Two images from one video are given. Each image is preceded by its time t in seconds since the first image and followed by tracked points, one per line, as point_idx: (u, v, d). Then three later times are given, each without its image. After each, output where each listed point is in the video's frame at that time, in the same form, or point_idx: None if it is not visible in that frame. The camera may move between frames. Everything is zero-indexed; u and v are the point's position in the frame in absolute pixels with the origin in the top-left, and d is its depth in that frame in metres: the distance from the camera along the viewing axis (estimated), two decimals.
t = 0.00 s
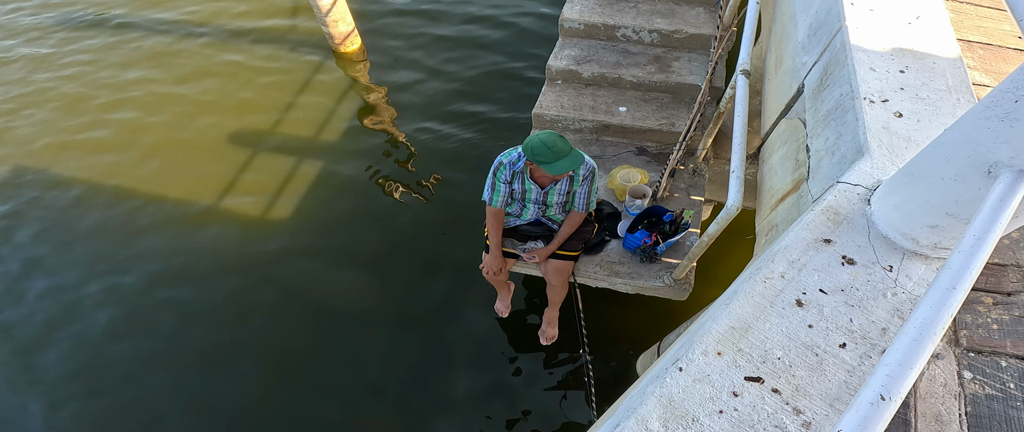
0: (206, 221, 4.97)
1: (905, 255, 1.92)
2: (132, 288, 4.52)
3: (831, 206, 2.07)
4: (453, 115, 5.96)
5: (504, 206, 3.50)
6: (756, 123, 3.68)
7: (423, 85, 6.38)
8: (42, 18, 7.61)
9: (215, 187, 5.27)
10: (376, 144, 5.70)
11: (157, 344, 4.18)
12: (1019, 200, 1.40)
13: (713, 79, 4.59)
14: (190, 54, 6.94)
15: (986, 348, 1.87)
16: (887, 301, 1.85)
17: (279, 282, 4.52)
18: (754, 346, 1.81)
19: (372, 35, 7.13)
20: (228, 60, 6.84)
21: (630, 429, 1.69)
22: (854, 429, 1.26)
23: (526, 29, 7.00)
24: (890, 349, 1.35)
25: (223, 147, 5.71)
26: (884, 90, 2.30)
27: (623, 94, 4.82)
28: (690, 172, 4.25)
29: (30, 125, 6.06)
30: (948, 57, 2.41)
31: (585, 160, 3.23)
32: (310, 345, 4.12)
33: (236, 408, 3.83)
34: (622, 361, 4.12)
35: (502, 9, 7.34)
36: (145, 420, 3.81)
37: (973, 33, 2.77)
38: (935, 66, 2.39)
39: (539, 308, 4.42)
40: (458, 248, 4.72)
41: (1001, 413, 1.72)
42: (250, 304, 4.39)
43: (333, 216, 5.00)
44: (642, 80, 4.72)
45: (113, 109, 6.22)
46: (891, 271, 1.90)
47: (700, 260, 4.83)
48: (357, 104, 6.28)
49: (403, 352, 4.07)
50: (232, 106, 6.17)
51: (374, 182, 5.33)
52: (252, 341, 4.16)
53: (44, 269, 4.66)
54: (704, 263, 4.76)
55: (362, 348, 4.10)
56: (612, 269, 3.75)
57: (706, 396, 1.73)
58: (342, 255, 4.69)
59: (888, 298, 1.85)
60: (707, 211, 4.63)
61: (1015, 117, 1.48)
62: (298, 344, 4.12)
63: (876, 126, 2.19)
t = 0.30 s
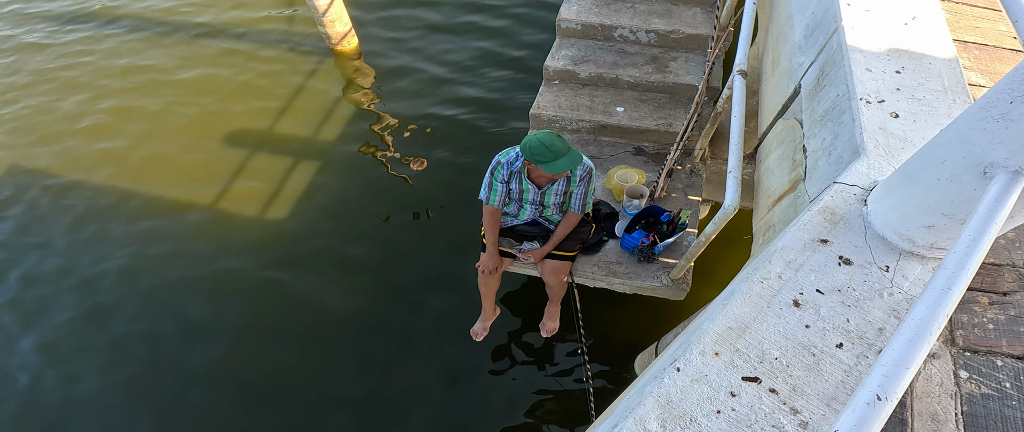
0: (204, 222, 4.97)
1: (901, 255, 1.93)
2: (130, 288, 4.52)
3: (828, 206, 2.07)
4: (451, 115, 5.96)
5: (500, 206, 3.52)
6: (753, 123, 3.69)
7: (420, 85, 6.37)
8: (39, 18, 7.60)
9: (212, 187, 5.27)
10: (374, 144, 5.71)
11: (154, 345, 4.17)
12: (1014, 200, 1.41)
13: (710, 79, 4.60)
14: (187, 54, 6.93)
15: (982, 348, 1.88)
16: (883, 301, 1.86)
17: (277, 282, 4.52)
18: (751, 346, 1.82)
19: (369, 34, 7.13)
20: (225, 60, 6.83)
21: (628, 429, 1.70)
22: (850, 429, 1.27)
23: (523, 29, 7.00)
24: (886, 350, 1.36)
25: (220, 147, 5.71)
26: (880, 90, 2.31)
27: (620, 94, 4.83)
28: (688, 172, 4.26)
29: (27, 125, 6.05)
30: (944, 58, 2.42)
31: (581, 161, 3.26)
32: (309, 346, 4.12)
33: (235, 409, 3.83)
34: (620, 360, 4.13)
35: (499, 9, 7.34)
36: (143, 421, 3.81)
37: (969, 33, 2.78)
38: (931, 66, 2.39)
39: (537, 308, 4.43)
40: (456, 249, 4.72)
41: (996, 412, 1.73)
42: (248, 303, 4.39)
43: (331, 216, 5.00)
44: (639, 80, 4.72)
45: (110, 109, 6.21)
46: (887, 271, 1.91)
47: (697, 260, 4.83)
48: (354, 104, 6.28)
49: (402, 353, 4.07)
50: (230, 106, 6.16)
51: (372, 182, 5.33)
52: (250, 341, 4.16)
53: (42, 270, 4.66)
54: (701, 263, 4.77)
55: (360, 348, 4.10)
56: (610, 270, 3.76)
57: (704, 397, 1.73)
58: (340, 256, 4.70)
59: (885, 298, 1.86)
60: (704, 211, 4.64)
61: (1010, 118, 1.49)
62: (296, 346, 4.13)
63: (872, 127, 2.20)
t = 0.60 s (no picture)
0: (205, 222, 4.97)
1: (901, 255, 1.93)
2: (129, 287, 4.51)
3: (828, 206, 2.07)
4: (451, 114, 5.96)
5: (501, 206, 3.52)
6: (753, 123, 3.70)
7: (420, 85, 6.38)
8: (39, 18, 7.60)
9: (212, 187, 5.27)
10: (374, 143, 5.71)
11: (154, 343, 4.17)
12: (1014, 201, 1.41)
13: (710, 79, 4.60)
14: (187, 54, 6.94)
15: (981, 348, 1.88)
16: (883, 301, 1.86)
17: (276, 281, 4.52)
18: (751, 346, 1.82)
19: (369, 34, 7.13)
20: (225, 60, 6.83)
21: (629, 429, 1.70)
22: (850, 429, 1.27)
23: (523, 29, 7.01)
24: (885, 350, 1.36)
25: (220, 146, 5.71)
26: (880, 91, 2.31)
27: (620, 94, 4.83)
28: (688, 171, 4.26)
29: (26, 125, 6.05)
30: (943, 58, 2.42)
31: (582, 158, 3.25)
32: (308, 345, 4.12)
33: (235, 405, 3.83)
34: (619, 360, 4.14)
35: (499, 9, 7.34)
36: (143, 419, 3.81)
37: (969, 34, 2.78)
38: (931, 66, 2.40)
39: (536, 308, 4.44)
40: (455, 248, 4.72)
41: (996, 412, 1.73)
42: (247, 302, 4.39)
43: (331, 215, 5.01)
44: (639, 80, 4.73)
45: (110, 109, 6.21)
46: (887, 271, 1.92)
47: (698, 260, 4.83)
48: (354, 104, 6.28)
49: (402, 352, 4.07)
50: (230, 106, 6.17)
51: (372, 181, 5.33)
52: (249, 339, 4.17)
53: (42, 270, 4.66)
54: (701, 262, 4.77)
55: (360, 346, 4.11)
56: (610, 270, 3.76)
57: (704, 397, 1.74)
58: (339, 255, 4.70)
59: (884, 298, 1.87)
60: (704, 211, 4.64)
61: (1009, 119, 1.49)
62: (296, 344, 4.13)
63: (872, 127, 2.20)
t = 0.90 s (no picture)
0: (204, 222, 4.97)
1: (900, 255, 1.93)
2: (128, 289, 4.51)
3: (827, 206, 2.07)
4: (450, 114, 5.96)
5: (501, 205, 3.53)
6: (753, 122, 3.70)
7: (420, 84, 6.38)
8: (38, 18, 7.59)
9: (211, 187, 5.27)
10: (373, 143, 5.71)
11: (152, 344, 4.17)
12: (1012, 200, 1.41)
13: (709, 79, 4.60)
14: (186, 54, 6.93)
15: (980, 347, 1.89)
16: (882, 300, 1.86)
17: (276, 281, 4.53)
18: (750, 346, 1.82)
19: (368, 34, 7.13)
20: (224, 60, 6.83)
21: (628, 429, 1.70)
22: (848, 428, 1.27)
23: (523, 28, 7.00)
24: (883, 349, 1.36)
25: (220, 146, 5.71)
26: (879, 90, 2.31)
27: (619, 94, 4.83)
28: (687, 171, 4.27)
29: (25, 125, 6.05)
30: (942, 58, 2.42)
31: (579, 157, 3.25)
32: (308, 345, 4.13)
33: (233, 406, 3.84)
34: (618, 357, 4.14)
35: (498, 8, 7.34)
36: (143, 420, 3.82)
37: (968, 33, 2.78)
38: (930, 66, 2.40)
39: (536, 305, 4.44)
40: (454, 248, 4.72)
41: (994, 411, 1.73)
42: (247, 303, 4.39)
43: (331, 215, 5.01)
44: (638, 80, 4.72)
45: (108, 109, 6.20)
46: (885, 271, 1.92)
47: (697, 259, 4.83)
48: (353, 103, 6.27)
49: (401, 352, 4.07)
50: (230, 106, 6.17)
51: (372, 181, 5.33)
52: (250, 339, 4.17)
53: (41, 271, 4.66)
54: (700, 262, 4.77)
55: (359, 347, 4.11)
56: (609, 269, 3.76)
57: (703, 396, 1.74)
58: (339, 255, 4.70)
59: (883, 298, 1.87)
60: (703, 210, 4.64)
61: (1007, 118, 1.49)
62: (295, 344, 4.13)
63: (871, 127, 2.20)
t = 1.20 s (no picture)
0: (203, 221, 4.97)
1: (899, 254, 1.93)
2: (127, 288, 4.51)
3: (826, 205, 2.07)
4: (449, 112, 5.96)
5: (499, 202, 3.53)
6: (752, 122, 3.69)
7: (419, 83, 6.37)
8: (37, 18, 7.59)
9: (211, 186, 5.27)
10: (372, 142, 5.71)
11: (151, 343, 4.17)
12: (1011, 199, 1.41)
13: (709, 78, 4.59)
14: (185, 53, 6.93)
15: (979, 346, 1.88)
16: (881, 299, 1.86)
17: (276, 280, 4.52)
18: (749, 345, 1.82)
19: (368, 33, 7.12)
20: (223, 59, 6.82)
21: (627, 428, 1.70)
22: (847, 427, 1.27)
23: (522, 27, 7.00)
24: (882, 348, 1.36)
25: (219, 144, 5.71)
26: (878, 89, 2.31)
27: (618, 93, 4.83)
28: (686, 171, 4.26)
29: (24, 124, 6.04)
30: (941, 57, 2.42)
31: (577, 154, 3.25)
32: (307, 343, 4.13)
33: (231, 404, 3.84)
34: (617, 358, 4.13)
35: (498, 7, 7.34)
36: (142, 418, 3.81)
37: (967, 32, 2.78)
38: (929, 65, 2.40)
39: (535, 307, 4.44)
40: (453, 247, 4.72)
41: (993, 410, 1.73)
42: (247, 302, 4.39)
43: (331, 213, 5.01)
44: (637, 79, 4.72)
45: (107, 109, 6.20)
46: (884, 270, 1.91)
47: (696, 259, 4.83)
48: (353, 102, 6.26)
49: (398, 352, 4.07)
50: (229, 105, 6.16)
51: (371, 179, 5.33)
52: (249, 338, 4.17)
53: (40, 268, 4.66)
54: (700, 261, 4.77)
55: (358, 345, 4.11)
56: (609, 269, 3.76)
57: (701, 395, 1.74)
58: (339, 254, 4.69)
59: (882, 297, 1.86)
60: (702, 210, 4.64)
61: (1006, 117, 1.49)
62: (295, 343, 4.13)
63: (871, 126, 2.20)
